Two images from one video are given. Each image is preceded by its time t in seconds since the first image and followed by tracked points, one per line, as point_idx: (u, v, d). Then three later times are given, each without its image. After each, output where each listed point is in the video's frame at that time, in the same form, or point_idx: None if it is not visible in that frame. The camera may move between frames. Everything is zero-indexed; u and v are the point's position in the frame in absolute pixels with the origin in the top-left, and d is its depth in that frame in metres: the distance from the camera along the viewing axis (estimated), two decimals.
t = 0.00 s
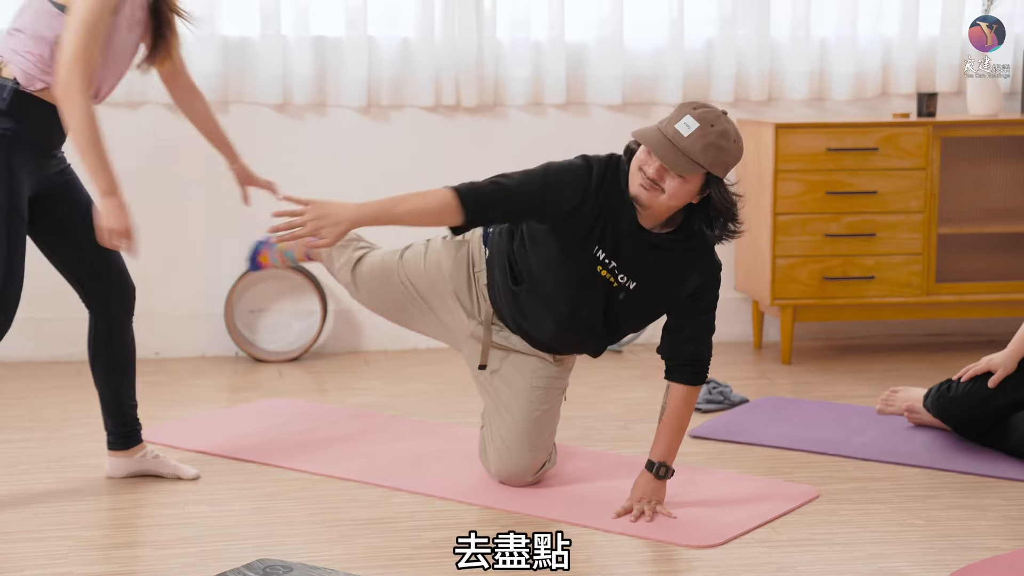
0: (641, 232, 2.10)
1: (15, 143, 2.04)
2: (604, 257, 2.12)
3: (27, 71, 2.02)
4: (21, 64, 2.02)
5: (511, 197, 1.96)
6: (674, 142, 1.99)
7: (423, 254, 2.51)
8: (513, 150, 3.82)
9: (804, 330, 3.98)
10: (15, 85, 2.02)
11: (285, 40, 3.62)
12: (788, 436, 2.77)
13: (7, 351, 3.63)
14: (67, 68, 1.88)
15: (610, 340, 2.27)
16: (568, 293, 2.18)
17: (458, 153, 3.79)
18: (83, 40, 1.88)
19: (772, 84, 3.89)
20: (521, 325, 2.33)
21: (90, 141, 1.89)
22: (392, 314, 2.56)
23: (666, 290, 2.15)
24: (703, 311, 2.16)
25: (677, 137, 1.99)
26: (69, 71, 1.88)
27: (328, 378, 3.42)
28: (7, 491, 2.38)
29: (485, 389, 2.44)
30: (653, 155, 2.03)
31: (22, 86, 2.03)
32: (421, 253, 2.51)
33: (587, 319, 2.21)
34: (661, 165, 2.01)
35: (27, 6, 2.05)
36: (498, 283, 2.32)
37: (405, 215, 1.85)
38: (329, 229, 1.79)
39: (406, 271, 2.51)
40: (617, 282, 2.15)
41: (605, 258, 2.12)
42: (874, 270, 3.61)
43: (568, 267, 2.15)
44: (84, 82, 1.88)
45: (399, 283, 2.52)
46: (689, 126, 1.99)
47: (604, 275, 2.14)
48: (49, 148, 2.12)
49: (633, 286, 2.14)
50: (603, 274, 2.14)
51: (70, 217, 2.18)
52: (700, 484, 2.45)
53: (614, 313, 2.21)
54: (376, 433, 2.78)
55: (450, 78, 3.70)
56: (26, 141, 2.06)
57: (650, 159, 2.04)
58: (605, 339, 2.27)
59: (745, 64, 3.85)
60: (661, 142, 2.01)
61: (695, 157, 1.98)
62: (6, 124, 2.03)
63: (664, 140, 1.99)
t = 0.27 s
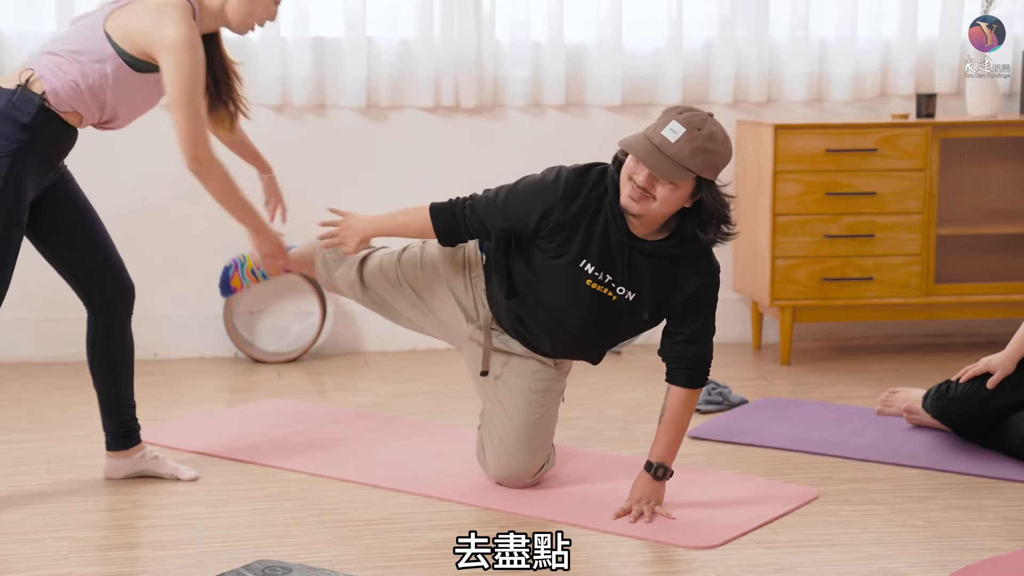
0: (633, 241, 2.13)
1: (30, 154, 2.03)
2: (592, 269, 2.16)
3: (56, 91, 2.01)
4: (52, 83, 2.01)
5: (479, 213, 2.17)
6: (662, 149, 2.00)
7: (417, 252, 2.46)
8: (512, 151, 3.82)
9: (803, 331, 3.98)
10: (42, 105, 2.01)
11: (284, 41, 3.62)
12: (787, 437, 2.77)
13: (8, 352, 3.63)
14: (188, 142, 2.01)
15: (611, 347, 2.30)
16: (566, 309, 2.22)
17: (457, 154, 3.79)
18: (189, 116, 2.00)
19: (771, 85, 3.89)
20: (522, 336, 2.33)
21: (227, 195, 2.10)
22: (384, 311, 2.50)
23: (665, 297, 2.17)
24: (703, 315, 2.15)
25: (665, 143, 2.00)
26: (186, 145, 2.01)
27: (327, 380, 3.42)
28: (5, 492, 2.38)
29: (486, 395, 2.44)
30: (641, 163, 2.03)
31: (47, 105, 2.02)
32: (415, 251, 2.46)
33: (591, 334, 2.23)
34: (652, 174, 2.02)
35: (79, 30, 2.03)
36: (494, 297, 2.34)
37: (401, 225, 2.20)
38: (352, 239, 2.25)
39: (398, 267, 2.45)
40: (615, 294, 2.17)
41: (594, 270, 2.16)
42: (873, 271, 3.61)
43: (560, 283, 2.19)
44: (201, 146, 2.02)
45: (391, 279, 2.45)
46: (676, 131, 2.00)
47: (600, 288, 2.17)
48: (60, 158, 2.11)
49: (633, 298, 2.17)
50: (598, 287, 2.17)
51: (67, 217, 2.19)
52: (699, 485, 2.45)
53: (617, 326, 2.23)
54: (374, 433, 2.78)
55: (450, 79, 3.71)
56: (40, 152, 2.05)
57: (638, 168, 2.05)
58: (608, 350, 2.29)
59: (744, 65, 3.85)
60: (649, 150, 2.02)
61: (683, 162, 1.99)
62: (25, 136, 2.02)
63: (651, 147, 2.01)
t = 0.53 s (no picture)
0: (623, 237, 2.14)
1: (53, 162, 2.07)
2: (582, 264, 2.17)
3: (94, 104, 2.06)
4: (90, 96, 2.06)
5: (471, 208, 2.24)
6: (653, 143, 2.01)
7: (423, 259, 2.52)
8: (512, 152, 3.82)
9: (804, 331, 3.98)
10: (75, 117, 2.06)
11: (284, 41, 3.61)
12: (786, 437, 2.77)
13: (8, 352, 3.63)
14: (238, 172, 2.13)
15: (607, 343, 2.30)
16: (558, 305, 2.23)
17: (456, 154, 3.79)
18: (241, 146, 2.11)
19: (771, 86, 3.89)
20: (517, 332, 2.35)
21: (279, 220, 2.23)
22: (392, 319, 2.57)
23: (658, 296, 2.16)
24: (695, 315, 2.15)
25: (657, 138, 2.00)
26: (238, 176, 2.13)
27: (327, 380, 3.42)
28: (6, 492, 2.38)
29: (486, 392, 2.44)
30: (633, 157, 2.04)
31: (79, 118, 2.07)
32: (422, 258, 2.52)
33: (583, 330, 2.24)
34: (644, 167, 2.02)
35: (119, 51, 2.10)
36: (490, 293, 2.36)
37: (404, 220, 2.30)
38: (358, 238, 2.34)
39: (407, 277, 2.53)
40: (607, 290, 2.18)
41: (584, 265, 2.17)
42: (873, 272, 3.61)
43: (551, 278, 2.21)
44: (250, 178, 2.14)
45: (401, 288, 2.53)
46: (668, 127, 2.01)
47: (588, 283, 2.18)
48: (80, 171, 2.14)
49: (623, 294, 2.17)
50: (586, 283, 2.18)
51: (83, 223, 2.21)
52: (699, 485, 2.45)
53: (610, 323, 2.23)
54: (374, 434, 2.78)
55: (450, 79, 3.71)
56: (63, 161, 2.08)
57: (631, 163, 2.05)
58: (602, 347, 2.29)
59: (744, 65, 3.85)
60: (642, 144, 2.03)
61: (675, 157, 1.99)
62: (52, 145, 2.05)
63: (643, 141, 2.01)
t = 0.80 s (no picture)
0: (615, 234, 2.14)
1: (82, 169, 2.09)
2: (574, 260, 2.17)
3: (125, 114, 2.12)
4: (124, 106, 2.12)
5: (468, 203, 2.26)
6: (647, 140, 2.00)
7: (427, 254, 2.52)
8: (512, 152, 3.82)
9: (804, 330, 3.98)
10: (108, 125, 2.11)
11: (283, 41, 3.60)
12: (787, 437, 2.77)
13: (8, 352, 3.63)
14: (211, 169, 2.11)
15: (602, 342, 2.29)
16: (551, 301, 2.24)
17: (457, 153, 3.79)
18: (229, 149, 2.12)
19: (770, 86, 3.89)
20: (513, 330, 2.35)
21: (236, 233, 2.19)
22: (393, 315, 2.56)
23: (653, 295, 2.16)
24: (689, 314, 2.13)
25: (652, 134, 2.00)
26: (209, 171, 2.11)
27: (327, 380, 3.42)
28: (6, 492, 2.38)
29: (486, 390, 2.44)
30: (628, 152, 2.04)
31: (111, 127, 2.12)
32: (426, 254, 2.51)
33: (577, 327, 2.25)
34: (637, 164, 2.02)
35: (152, 68, 2.17)
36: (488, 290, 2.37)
37: (407, 214, 2.32)
38: (368, 232, 2.37)
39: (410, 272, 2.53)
40: (600, 287, 2.18)
41: (576, 261, 2.18)
42: (874, 271, 3.61)
43: (544, 273, 2.22)
44: (222, 181, 2.13)
45: (402, 284, 2.54)
46: (662, 123, 2.01)
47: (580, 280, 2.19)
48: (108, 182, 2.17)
49: (616, 292, 2.17)
50: (578, 279, 2.19)
51: (106, 228, 2.23)
52: (699, 485, 2.45)
53: (605, 321, 2.23)
54: (373, 433, 2.78)
55: (449, 79, 3.71)
56: (91, 169, 2.11)
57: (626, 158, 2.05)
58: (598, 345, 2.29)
59: (744, 65, 3.85)
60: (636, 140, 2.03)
61: (669, 154, 1.99)
62: (83, 150, 2.08)
63: (638, 136, 2.01)
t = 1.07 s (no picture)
0: (617, 234, 2.14)
1: (91, 161, 2.10)
2: (576, 260, 2.17)
3: (135, 104, 2.12)
4: (134, 98, 2.12)
5: (468, 205, 2.25)
6: (650, 140, 2.01)
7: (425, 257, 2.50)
8: (513, 152, 3.82)
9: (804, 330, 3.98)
10: (118, 118, 2.12)
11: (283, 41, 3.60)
12: (787, 437, 2.77)
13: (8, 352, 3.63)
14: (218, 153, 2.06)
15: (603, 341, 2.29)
16: (552, 301, 2.24)
17: (457, 154, 3.79)
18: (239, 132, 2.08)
19: (771, 85, 3.89)
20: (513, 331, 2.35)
21: (263, 207, 2.12)
22: (388, 318, 2.55)
23: (654, 293, 2.16)
24: (689, 314, 2.13)
25: (655, 134, 2.00)
26: (222, 152, 2.06)
27: (327, 380, 3.42)
28: (6, 492, 2.38)
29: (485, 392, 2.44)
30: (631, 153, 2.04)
31: (122, 119, 2.12)
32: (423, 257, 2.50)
33: (578, 327, 2.24)
34: (640, 163, 2.02)
35: (163, 61, 2.17)
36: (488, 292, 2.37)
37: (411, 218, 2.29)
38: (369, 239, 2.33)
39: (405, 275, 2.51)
40: (601, 287, 2.18)
41: (578, 261, 2.17)
42: (874, 271, 3.61)
43: (545, 274, 2.22)
44: (230, 164, 2.07)
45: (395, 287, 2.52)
46: (665, 123, 2.01)
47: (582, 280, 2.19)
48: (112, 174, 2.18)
49: (618, 292, 2.17)
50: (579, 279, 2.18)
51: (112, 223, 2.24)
52: (699, 485, 2.45)
53: (606, 320, 2.23)
54: (373, 434, 2.78)
55: (449, 79, 3.71)
56: (99, 161, 2.12)
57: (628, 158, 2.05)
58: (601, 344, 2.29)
59: (744, 65, 3.85)
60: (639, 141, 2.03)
61: (674, 154, 1.99)
62: (93, 141, 2.09)
63: (642, 137, 2.01)
